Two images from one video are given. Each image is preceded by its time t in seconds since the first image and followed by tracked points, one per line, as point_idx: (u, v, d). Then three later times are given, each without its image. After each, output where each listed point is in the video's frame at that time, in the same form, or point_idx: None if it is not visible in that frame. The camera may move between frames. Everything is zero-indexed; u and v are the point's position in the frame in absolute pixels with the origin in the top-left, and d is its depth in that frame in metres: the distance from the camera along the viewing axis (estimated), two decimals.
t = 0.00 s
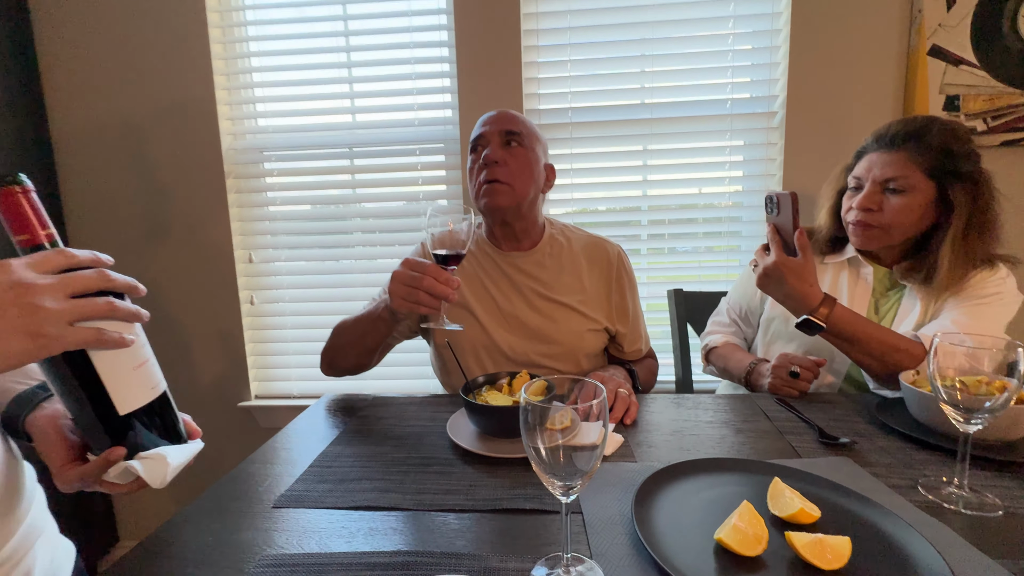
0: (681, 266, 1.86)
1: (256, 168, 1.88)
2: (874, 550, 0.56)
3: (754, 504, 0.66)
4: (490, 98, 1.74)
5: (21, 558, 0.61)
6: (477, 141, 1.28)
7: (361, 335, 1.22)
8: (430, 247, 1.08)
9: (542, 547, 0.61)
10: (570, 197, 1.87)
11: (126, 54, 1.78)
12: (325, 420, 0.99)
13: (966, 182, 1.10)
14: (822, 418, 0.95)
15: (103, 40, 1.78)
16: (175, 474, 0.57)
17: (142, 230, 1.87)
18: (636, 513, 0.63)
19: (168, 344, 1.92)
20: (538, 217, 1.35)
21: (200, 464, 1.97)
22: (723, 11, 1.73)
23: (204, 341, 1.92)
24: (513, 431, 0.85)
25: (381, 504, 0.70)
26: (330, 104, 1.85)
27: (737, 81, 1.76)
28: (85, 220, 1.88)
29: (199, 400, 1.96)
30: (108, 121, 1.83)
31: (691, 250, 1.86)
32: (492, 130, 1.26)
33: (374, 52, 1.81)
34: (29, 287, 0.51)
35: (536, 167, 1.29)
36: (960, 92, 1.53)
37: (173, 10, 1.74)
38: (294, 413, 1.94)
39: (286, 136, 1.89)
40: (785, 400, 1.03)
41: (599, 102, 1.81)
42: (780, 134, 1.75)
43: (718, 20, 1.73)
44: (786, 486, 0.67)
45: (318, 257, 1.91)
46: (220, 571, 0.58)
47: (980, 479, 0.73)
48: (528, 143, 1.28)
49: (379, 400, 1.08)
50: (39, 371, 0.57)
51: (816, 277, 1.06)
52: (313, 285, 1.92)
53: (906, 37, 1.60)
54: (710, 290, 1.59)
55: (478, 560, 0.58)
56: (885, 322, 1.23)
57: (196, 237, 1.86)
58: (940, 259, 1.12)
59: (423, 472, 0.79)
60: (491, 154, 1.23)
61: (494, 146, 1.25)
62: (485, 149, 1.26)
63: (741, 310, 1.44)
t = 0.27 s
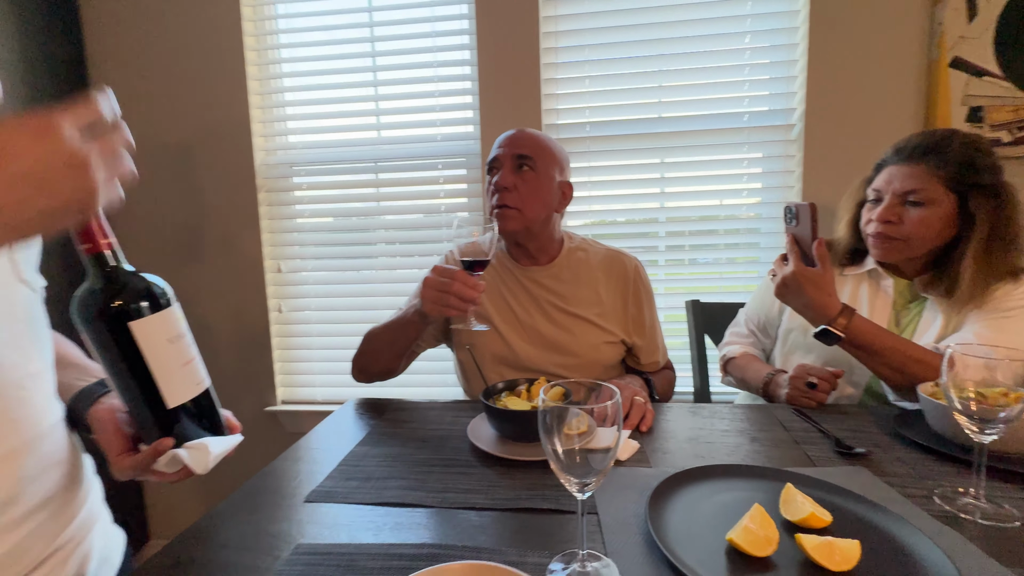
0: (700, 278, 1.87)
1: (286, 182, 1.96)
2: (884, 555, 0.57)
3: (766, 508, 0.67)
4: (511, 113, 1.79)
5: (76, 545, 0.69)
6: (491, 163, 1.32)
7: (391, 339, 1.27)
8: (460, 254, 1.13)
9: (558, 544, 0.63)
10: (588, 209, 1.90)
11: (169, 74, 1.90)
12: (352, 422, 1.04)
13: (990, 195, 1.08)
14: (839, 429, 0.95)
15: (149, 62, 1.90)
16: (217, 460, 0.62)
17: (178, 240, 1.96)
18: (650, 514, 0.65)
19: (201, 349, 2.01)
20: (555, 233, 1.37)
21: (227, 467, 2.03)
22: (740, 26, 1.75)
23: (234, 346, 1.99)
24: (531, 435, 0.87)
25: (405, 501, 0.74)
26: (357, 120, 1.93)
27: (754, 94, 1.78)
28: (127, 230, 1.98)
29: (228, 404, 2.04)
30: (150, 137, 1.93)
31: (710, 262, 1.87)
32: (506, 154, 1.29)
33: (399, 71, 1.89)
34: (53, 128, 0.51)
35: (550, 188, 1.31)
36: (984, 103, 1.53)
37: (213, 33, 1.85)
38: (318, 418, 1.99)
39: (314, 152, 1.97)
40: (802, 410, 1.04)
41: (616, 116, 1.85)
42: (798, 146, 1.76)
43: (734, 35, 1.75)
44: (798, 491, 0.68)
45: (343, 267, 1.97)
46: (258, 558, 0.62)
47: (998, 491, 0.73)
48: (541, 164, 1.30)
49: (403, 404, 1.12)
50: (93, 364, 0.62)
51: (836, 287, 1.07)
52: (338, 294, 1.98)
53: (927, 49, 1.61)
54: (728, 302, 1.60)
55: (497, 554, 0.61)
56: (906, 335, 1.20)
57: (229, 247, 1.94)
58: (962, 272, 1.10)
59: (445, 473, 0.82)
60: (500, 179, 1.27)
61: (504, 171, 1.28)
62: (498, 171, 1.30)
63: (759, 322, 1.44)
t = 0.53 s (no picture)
0: (710, 286, 1.89)
1: (304, 193, 2.02)
2: (885, 557, 0.59)
3: (769, 510, 0.69)
4: (523, 125, 1.84)
5: (113, 535, 0.74)
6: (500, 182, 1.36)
7: (415, 332, 1.31)
8: (488, 246, 1.21)
9: (567, 542, 0.66)
10: (598, 219, 1.93)
11: (194, 89, 1.97)
12: (368, 424, 1.07)
13: (996, 206, 1.09)
14: (846, 436, 0.97)
15: (175, 78, 1.98)
16: (246, 451, 0.65)
17: (200, 248, 2.03)
18: (656, 514, 0.68)
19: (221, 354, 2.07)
20: (566, 244, 1.41)
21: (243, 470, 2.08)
22: (748, 39, 1.78)
23: (252, 352, 2.05)
24: (542, 439, 0.90)
25: (421, 499, 0.77)
26: (373, 132, 1.98)
27: (762, 105, 1.81)
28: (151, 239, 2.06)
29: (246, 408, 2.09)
30: (175, 149, 2.01)
31: (719, 270, 1.88)
32: (514, 175, 1.33)
33: (414, 84, 1.94)
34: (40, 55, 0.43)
35: (558, 207, 1.34)
36: (994, 113, 1.54)
37: (237, 50, 1.93)
38: (332, 423, 2.03)
39: (332, 163, 2.03)
40: (809, 418, 1.05)
41: (626, 127, 1.89)
42: (807, 157, 1.78)
43: (743, 48, 1.78)
44: (801, 494, 0.70)
45: (358, 274, 2.02)
46: (283, 550, 0.66)
47: (1003, 497, 0.74)
48: (549, 182, 1.33)
49: (417, 408, 1.15)
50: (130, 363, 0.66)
51: (841, 296, 1.08)
52: (353, 301, 2.03)
53: (936, 60, 1.63)
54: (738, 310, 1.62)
55: (509, 550, 0.64)
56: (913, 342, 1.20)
57: (248, 255, 2.00)
58: (970, 281, 1.10)
59: (458, 473, 0.85)
60: (511, 199, 1.31)
61: (514, 191, 1.33)
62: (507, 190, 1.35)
63: (768, 330, 1.46)
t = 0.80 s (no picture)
0: (714, 294, 1.90)
1: (313, 201, 2.05)
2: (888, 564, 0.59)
3: (773, 517, 0.70)
4: (528, 135, 1.86)
5: (128, 535, 0.76)
6: (507, 195, 1.39)
7: (424, 331, 1.33)
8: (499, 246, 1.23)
9: (573, 547, 0.67)
10: (603, 227, 1.94)
11: (206, 99, 2.01)
12: (375, 430, 1.09)
13: (1000, 215, 1.09)
14: (851, 444, 0.97)
15: (187, 88, 2.02)
16: (260, 455, 0.67)
17: (210, 256, 2.06)
18: (660, 520, 0.69)
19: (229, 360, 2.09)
20: (573, 252, 1.42)
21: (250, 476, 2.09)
22: (751, 50, 1.81)
23: (260, 358, 2.07)
24: (547, 445, 0.91)
25: (428, 504, 0.78)
26: (381, 141, 2.01)
27: (766, 115, 1.82)
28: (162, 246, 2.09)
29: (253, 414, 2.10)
30: (186, 158, 2.05)
31: (724, 279, 1.89)
32: (522, 188, 1.35)
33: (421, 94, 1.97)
34: (154, 209, 0.51)
35: (565, 216, 1.36)
36: (999, 122, 1.55)
37: (249, 61, 1.97)
38: (338, 429, 2.04)
39: (340, 171, 2.06)
40: (814, 426, 1.05)
41: (630, 137, 1.91)
42: (811, 166, 1.79)
43: (746, 59, 1.80)
44: (805, 501, 0.71)
45: (365, 281, 2.04)
46: (292, 553, 0.67)
47: (1008, 506, 0.74)
48: (556, 192, 1.35)
49: (423, 414, 1.17)
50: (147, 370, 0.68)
51: (845, 305, 1.09)
52: (360, 307, 2.05)
53: (939, 71, 1.64)
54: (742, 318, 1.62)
55: (515, 554, 0.65)
56: (919, 352, 1.21)
57: (257, 262, 2.03)
58: (975, 290, 1.10)
59: (464, 478, 0.86)
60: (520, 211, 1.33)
61: (523, 203, 1.34)
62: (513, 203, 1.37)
63: (773, 338, 1.46)
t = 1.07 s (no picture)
0: (717, 300, 1.89)
1: (316, 207, 2.06)
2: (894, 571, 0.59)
3: (777, 523, 0.70)
4: (531, 141, 1.87)
5: (133, 541, 0.76)
6: (512, 200, 1.39)
7: (427, 332, 1.33)
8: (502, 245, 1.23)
9: (576, 553, 0.67)
10: (605, 232, 1.94)
11: (211, 106, 2.03)
12: (378, 435, 1.09)
13: (1003, 221, 1.09)
14: (856, 450, 0.96)
15: (192, 96, 2.04)
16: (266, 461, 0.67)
17: (214, 261, 2.07)
18: (664, 527, 0.68)
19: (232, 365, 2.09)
20: (577, 257, 1.42)
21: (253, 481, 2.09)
22: (753, 56, 1.81)
23: (263, 364, 2.07)
24: (550, 451, 0.91)
25: (431, 510, 0.78)
26: (385, 148, 2.02)
27: (768, 120, 1.83)
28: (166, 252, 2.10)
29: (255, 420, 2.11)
30: (190, 165, 2.06)
31: (727, 284, 1.88)
32: (525, 194, 1.36)
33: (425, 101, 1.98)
34: (167, 345, 0.58)
35: (570, 222, 1.36)
36: (1001, 127, 1.56)
37: (254, 69, 1.99)
38: (341, 435, 2.04)
39: (343, 178, 2.06)
40: (819, 432, 1.05)
41: (633, 142, 1.91)
42: (814, 171, 1.80)
43: (747, 65, 1.81)
44: (809, 508, 0.70)
45: (368, 287, 2.04)
46: (295, 559, 0.67)
47: (1015, 512, 0.73)
48: (560, 198, 1.35)
49: (426, 420, 1.16)
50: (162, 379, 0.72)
51: (849, 310, 1.08)
52: (363, 313, 2.05)
53: (941, 76, 1.65)
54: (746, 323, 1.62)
55: (518, 560, 0.65)
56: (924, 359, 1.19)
57: (261, 267, 2.04)
58: (980, 296, 1.10)
59: (467, 484, 0.86)
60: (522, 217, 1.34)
61: (526, 208, 1.35)
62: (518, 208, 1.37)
63: (777, 343, 1.46)
